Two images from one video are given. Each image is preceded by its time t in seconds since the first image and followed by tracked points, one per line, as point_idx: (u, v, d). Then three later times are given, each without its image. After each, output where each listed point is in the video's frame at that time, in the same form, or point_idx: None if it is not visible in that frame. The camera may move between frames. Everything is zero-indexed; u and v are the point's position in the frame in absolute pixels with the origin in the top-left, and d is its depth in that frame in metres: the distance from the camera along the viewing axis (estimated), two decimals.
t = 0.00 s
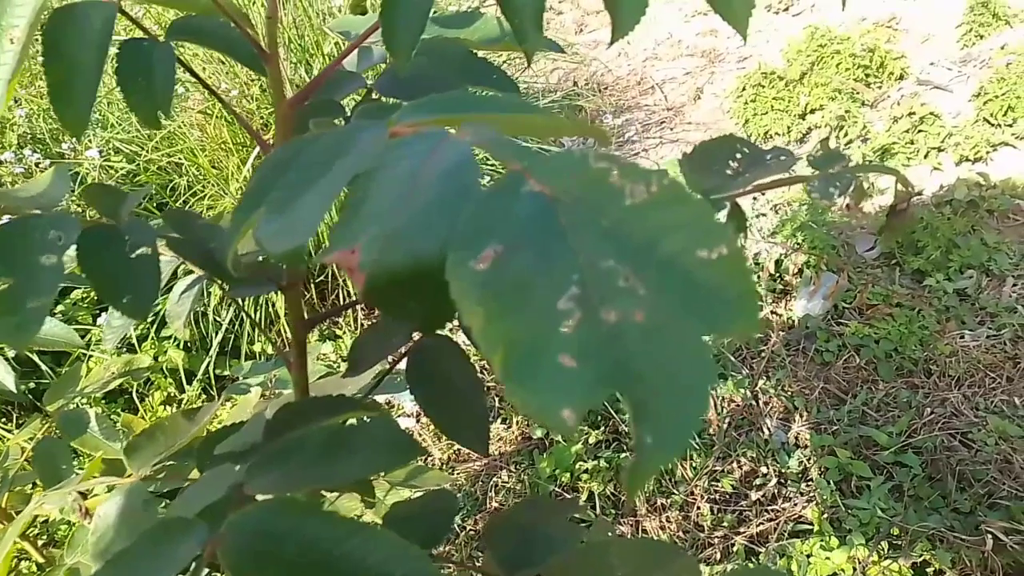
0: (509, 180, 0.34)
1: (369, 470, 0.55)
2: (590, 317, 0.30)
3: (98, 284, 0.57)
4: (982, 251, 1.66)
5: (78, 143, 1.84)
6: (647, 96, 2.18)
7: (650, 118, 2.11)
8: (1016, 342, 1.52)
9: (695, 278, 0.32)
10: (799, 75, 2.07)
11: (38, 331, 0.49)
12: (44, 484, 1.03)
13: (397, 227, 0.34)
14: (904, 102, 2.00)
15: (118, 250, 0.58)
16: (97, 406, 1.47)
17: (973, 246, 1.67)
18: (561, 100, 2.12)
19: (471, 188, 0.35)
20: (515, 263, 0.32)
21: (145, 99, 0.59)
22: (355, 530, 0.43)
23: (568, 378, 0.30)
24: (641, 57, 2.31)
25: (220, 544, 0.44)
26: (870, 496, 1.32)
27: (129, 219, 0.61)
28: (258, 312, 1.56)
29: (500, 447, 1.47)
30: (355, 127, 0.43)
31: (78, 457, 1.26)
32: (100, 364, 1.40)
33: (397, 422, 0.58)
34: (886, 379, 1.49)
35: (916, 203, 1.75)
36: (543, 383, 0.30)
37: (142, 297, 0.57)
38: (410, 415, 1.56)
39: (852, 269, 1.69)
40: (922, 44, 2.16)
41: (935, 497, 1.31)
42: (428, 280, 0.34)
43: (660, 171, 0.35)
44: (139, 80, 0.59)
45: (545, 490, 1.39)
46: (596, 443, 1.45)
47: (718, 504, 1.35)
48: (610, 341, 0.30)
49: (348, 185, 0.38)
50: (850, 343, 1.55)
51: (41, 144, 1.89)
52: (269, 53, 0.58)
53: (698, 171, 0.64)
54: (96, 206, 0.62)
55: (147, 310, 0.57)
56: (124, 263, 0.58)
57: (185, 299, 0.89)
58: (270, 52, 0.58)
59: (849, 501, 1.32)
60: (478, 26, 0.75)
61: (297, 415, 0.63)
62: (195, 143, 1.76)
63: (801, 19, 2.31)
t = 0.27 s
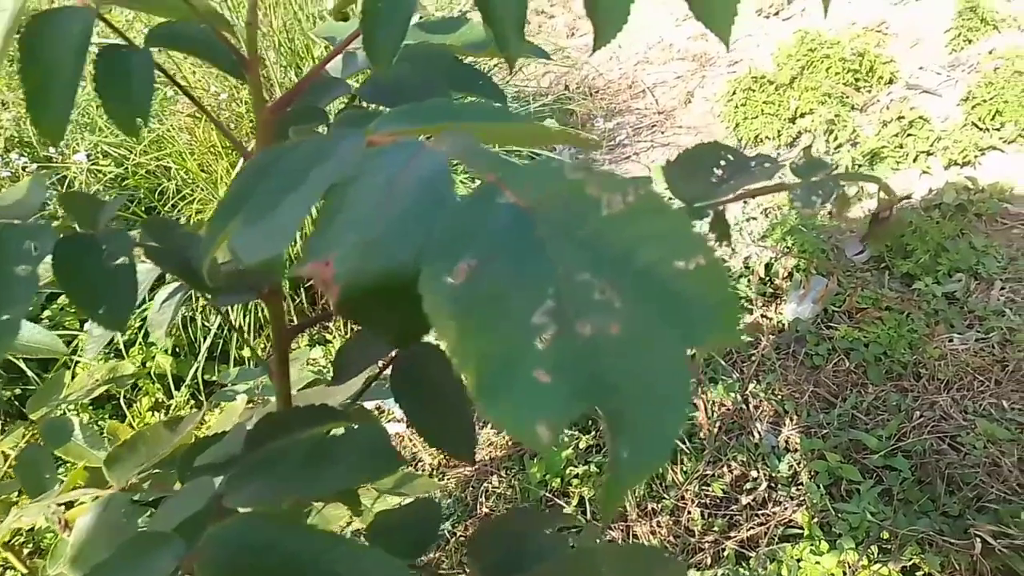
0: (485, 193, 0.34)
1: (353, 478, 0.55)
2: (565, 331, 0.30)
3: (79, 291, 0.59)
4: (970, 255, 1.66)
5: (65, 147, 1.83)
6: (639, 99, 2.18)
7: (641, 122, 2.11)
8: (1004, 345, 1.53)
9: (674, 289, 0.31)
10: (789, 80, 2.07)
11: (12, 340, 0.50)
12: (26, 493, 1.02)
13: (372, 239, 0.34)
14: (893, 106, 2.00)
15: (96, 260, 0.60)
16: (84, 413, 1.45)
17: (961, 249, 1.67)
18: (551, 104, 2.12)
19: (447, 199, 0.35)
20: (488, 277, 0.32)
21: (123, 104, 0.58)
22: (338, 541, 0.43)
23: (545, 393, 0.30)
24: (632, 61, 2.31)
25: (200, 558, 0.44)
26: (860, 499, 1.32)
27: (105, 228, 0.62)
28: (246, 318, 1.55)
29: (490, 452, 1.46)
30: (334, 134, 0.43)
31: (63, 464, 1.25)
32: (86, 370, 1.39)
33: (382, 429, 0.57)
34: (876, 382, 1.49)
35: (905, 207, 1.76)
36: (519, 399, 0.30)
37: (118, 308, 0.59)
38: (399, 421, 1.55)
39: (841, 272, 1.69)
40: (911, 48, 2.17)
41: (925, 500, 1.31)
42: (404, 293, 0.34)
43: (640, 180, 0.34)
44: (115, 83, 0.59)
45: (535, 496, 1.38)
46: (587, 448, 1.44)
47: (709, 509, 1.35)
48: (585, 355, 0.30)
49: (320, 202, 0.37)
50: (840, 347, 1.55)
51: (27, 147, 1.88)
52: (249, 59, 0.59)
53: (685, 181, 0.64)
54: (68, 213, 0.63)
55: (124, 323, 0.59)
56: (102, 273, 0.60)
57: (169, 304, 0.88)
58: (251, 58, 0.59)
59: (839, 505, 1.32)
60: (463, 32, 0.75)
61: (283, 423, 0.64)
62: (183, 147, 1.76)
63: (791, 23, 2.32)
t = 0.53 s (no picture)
0: (465, 211, 0.35)
1: (336, 492, 0.57)
2: (545, 347, 0.31)
3: (64, 303, 0.62)
4: (962, 258, 1.66)
5: (56, 154, 1.82)
6: (631, 103, 2.18)
7: (634, 126, 2.11)
8: (997, 348, 1.53)
9: (652, 303, 0.33)
10: (781, 84, 2.08)
11: None
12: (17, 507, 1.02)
13: (356, 257, 0.35)
14: (884, 110, 2.01)
15: (80, 274, 0.63)
16: (76, 421, 1.44)
17: (954, 252, 1.67)
18: (543, 109, 2.12)
19: (429, 217, 0.36)
20: (468, 295, 0.33)
21: (106, 119, 0.61)
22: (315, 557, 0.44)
23: (526, 410, 0.31)
24: (624, 65, 2.31)
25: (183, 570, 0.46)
26: (854, 504, 1.32)
27: (88, 245, 0.65)
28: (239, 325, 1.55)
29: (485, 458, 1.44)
30: (314, 148, 0.44)
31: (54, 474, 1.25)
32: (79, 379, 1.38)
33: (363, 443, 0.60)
34: (869, 386, 1.48)
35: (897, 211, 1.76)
36: (501, 417, 0.31)
37: (100, 322, 0.62)
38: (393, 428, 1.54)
39: (834, 276, 1.69)
40: (901, 52, 2.17)
41: (920, 504, 1.31)
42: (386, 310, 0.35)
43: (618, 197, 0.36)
44: (98, 101, 0.62)
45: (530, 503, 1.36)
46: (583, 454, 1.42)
47: (705, 514, 1.35)
48: (565, 371, 0.31)
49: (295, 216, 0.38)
50: (833, 351, 1.55)
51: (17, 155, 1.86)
52: (232, 72, 0.60)
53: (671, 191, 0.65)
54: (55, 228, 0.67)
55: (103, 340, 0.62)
56: (85, 286, 0.63)
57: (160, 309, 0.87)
58: (234, 71, 0.60)
59: (833, 509, 1.32)
60: (450, 39, 0.76)
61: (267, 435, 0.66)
62: (175, 154, 1.76)
63: (782, 27, 2.32)
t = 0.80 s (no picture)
0: (453, 225, 0.35)
1: (331, 508, 0.56)
2: (534, 362, 0.31)
3: (58, 316, 0.62)
4: (963, 261, 1.66)
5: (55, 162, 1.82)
6: (630, 108, 2.18)
7: (633, 130, 2.11)
8: (998, 351, 1.52)
9: (641, 319, 0.32)
10: (780, 87, 2.08)
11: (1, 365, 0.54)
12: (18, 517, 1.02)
13: (344, 272, 0.35)
14: (883, 113, 2.00)
15: (75, 287, 0.63)
16: (77, 429, 1.43)
17: (954, 255, 1.67)
18: (543, 114, 2.12)
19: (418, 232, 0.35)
20: (455, 309, 0.32)
21: (99, 134, 0.62)
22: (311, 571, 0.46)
23: (514, 426, 0.30)
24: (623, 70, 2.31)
25: None
26: (857, 509, 1.31)
27: (83, 258, 0.65)
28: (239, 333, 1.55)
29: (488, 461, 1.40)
30: (304, 163, 0.43)
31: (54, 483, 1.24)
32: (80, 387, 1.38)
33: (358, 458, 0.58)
34: (872, 390, 1.48)
35: (897, 214, 1.76)
36: (489, 432, 0.30)
37: (97, 335, 0.62)
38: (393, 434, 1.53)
39: (834, 279, 1.68)
40: (900, 55, 2.17)
41: (923, 508, 1.30)
42: (374, 325, 0.35)
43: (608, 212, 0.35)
44: (92, 116, 0.62)
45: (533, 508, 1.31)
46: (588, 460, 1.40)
47: (708, 520, 1.34)
48: (554, 385, 0.31)
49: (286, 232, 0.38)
50: (834, 355, 1.54)
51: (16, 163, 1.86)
52: (224, 84, 0.60)
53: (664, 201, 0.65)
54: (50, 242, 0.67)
55: (101, 353, 0.62)
56: (81, 299, 0.63)
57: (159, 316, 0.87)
58: (226, 84, 0.60)
59: (837, 514, 1.30)
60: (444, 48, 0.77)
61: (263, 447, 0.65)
62: (173, 161, 1.76)
63: (781, 31, 2.32)
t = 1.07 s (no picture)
0: (444, 229, 0.33)
1: (328, 521, 0.54)
2: (527, 376, 0.29)
3: (48, 326, 0.59)
4: (973, 265, 1.63)
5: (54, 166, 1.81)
6: (635, 109, 2.16)
7: (638, 133, 2.09)
8: (1009, 355, 1.48)
9: (638, 331, 0.31)
10: (787, 88, 2.06)
11: None
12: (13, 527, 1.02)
13: (332, 279, 0.33)
14: (892, 112, 1.98)
15: (67, 297, 0.60)
16: (74, 437, 1.43)
17: (964, 259, 1.64)
18: (546, 118, 2.11)
19: (409, 238, 0.33)
20: (447, 319, 0.30)
21: (93, 137, 0.59)
22: None
23: (506, 442, 0.29)
24: (629, 68, 2.29)
25: None
26: (866, 518, 1.28)
27: (78, 266, 0.62)
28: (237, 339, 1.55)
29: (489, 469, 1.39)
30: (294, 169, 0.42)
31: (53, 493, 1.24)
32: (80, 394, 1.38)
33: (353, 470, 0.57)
34: (880, 397, 1.46)
35: (906, 218, 1.73)
36: (480, 447, 0.29)
37: (89, 344, 0.59)
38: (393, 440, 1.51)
39: (842, 284, 1.66)
40: (908, 54, 2.15)
41: (933, 518, 1.28)
42: (363, 335, 0.33)
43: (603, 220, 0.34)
44: (87, 118, 0.59)
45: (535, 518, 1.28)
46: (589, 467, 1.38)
47: (714, 529, 1.32)
48: (547, 399, 0.29)
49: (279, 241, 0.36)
50: (843, 360, 1.52)
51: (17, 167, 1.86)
52: (221, 92, 0.56)
53: (665, 206, 0.63)
54: (44, 251, 0.66)
55: (95, 361, 0.59)
56: (73, 308, 0.60)
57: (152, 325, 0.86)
58: (223, 91, 0.56)
59: (846, 523, 1.28)
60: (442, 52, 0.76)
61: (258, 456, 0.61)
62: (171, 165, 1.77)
63: (786, 30, 2.30)
